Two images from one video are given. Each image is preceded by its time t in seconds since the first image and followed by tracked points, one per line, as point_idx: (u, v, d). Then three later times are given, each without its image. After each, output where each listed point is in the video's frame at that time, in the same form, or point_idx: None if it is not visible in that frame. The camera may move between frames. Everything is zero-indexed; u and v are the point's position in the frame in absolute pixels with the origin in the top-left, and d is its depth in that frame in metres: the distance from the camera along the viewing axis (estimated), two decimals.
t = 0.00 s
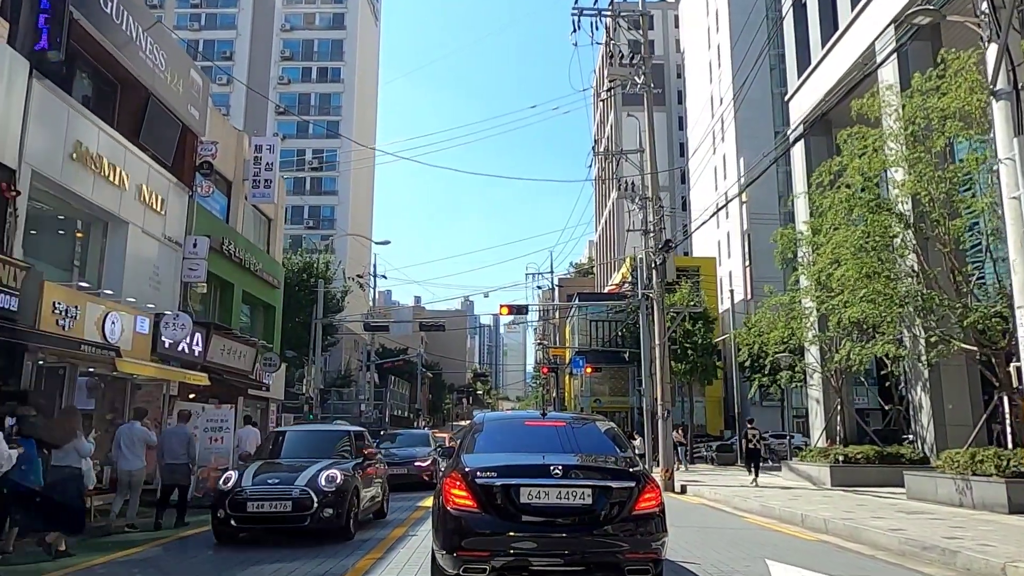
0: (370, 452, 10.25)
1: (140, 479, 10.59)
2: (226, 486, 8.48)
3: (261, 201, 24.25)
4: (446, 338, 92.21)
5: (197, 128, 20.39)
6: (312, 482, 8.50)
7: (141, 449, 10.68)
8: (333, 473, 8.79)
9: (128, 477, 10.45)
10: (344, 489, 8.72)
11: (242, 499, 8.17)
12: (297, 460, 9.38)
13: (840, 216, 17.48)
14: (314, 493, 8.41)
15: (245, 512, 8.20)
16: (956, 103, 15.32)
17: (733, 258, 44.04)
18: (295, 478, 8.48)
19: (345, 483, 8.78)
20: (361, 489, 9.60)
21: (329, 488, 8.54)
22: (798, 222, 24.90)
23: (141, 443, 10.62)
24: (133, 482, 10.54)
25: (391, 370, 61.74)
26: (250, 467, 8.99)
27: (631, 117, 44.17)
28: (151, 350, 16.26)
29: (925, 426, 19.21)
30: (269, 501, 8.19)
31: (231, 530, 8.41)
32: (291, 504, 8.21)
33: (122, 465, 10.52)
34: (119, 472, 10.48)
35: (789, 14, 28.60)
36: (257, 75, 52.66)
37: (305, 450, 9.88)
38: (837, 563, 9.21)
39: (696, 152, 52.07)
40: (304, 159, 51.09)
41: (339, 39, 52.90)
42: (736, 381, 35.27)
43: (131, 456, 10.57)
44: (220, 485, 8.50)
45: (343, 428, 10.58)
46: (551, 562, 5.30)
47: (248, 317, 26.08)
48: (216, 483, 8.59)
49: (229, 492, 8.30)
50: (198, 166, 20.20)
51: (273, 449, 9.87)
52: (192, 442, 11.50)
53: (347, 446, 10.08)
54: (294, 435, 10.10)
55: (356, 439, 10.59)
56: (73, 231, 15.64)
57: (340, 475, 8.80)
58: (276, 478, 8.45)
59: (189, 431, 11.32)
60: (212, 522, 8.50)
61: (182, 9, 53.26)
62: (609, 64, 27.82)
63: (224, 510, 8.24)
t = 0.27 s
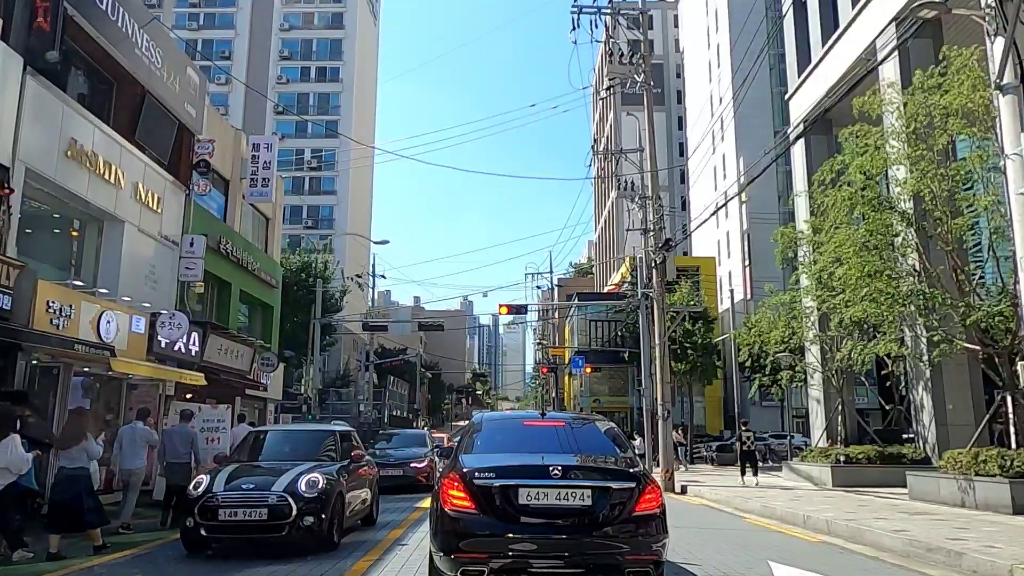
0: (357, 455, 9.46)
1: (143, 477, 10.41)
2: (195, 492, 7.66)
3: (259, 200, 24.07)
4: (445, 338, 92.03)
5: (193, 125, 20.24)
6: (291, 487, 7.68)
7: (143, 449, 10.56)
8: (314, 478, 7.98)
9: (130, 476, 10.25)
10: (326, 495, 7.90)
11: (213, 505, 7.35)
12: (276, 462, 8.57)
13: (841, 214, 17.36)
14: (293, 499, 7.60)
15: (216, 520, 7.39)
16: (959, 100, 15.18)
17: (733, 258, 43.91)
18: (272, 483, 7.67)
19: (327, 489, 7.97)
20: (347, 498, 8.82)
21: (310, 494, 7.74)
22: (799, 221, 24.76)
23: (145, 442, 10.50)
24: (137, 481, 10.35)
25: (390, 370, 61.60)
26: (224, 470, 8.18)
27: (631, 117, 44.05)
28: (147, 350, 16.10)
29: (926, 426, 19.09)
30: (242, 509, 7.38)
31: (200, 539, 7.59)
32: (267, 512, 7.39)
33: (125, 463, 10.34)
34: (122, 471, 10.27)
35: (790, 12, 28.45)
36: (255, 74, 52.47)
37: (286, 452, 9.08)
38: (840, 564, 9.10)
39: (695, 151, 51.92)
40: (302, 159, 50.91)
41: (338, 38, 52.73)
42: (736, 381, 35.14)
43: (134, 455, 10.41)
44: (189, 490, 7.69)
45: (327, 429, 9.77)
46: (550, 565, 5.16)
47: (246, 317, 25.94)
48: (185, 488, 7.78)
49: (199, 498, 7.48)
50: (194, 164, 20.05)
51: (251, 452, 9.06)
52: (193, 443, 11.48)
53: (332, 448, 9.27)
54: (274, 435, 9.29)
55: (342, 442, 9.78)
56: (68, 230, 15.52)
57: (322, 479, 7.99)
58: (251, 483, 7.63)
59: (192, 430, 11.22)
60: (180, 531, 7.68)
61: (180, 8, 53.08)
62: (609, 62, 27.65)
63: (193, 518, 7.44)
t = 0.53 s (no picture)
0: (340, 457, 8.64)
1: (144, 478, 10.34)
2: (153, 498, 6.77)
3: (256, 198, 23.92)
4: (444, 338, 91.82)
5: (190, 123, 20.09)
6: (263, 493, 6.84)
7: (145, 450, 10.39)
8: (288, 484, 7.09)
9: (131, 477, 10.12)
10: (303, 501, 7.06)
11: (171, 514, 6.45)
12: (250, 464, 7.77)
13: (843, 211, 17.25)
14: (264, 507, 6.72)
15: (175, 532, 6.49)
16: (961, 96, 14.99)
17: (733, 257, 43.75)
18: (240, 489, 6.79)
19: (304, 495, 7.13)
20: (327, 505, 7.96)
21: (283, 501, 6.86)
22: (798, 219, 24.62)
23: (147, 445, 10.33)
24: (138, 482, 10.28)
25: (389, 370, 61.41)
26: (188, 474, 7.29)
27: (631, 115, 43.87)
28: (143, 349, 15.97)
29: (928, 425, 18.94)
30: (205, 519, 6.50)
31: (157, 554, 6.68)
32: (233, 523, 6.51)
33: (125, 464, 10.18)
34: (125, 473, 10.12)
35: (790, 10, 28.29)
36: (253, 73, 52.24)
37: (263, 453, 8.29)
38: (844, 565, 8.96)
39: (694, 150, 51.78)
40: (301, 158, 50.67)
41: (336, 37, 52.50)
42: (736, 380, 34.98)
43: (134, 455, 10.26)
44: (146, 496, 6.81)
45: (308, 427, 8.98)
46: (549, 567, 5.02)
47: (244, 317, 25.79)
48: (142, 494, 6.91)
49: (156, 506, 6.60)
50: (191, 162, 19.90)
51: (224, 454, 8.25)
52: (192, 443, 11.64)
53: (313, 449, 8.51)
54: (250, 436, 8.51)
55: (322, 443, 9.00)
56: (64, 228, 15.38)
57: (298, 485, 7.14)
58: (216, 488, 6.74)
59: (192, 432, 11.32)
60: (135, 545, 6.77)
61: (178, 7, 52.88)
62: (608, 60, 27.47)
63: (149, 528, 6.54)
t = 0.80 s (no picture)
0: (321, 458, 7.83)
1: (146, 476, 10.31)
2: (106, 506, 6.06)
3: (254, 197, 23.81)
4: (443, 338, 91.67)
5: (187, 122, 19.99)
6: (230, 500, 6.08)
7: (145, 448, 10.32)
8: (260, 489, 6.35)
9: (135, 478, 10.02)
10: (277, 508, 6.30)
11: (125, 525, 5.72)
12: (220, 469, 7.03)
13: (843, 210, 17.15)
14: (230, 516, 5.97)
15: (129, 545, 5.77)
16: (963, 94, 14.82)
17: (732, 257, 43.64)
18: (204, 495, 6.05)
19: (278, 501, 6.36)
20: (308, 512, 7.21)
21: (254, 508, 6.12)
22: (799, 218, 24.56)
23: (150, 443, 10.28)
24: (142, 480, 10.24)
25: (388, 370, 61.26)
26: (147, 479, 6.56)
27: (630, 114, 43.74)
28: (139, 349, 15.87)
29: (929, 425, 18.85)
30: (164, 530, 5.76)
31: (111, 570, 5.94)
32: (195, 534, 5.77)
33: (128, 464, 10.00)
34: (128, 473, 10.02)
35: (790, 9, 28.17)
36: (253, 73, 52.11)
37: (235, 456, 7.52)
38: (847, 566, 8.86)
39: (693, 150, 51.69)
40: (300, 158, 50.54)
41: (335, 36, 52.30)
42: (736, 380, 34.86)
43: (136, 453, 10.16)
44: (98, 506, 6.10)
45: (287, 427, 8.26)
46: (549, 568, 4.91)
47: (242, 316, 25.68)
48: (96, 502, 6.18)
49: (109, 515, 5.88)
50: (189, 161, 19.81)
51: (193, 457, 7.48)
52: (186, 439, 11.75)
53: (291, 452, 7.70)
54: (223, 437, 7.73)
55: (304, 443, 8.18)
56: (60, 227, 15.28)
57: (271, 490, 6.38)
58: (177, 495, 6.00)
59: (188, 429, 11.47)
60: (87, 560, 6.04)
61: (177, 7, 52.74)
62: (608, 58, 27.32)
63: (101, 541, 5.83)
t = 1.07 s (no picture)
0: (303, 460, 6.85)
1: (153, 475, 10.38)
2: (48, 515, 5.10)
3: (253, 196, 23.74)
4: (442, 337, 91.55)
5: (186, 120, 19.89)
6: (190, 507, 5.11)
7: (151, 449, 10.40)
8: (227, 495, 5.39)
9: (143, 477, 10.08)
10: (248, 517, 5.34)
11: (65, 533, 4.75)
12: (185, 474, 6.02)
13: (844, 208, 17.03)
14: (190, 525, 5.00)
15: (71, 561, 4.80)
16: (963, 93, 14.61)
17: (732, 256, 43.56)
18: (162, 503, 5.09)
19: (248, 508, 5.40)
20: (285, 523, 6.25)
21: (219, 516, 5.16)
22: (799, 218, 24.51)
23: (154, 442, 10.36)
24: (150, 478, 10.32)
25: (387, 370, 61.10)
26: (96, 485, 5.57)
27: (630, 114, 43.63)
28: (137, 348, 15.77)
29: (930, 425, 18.76)
30: (112, 542, 4.81)
31: None
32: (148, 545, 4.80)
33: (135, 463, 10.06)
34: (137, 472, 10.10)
35: (790, 8, 28.06)
36: (252, 72, 51.98)
37: (203, 459, 6.53)
38: (849, 567, 8.78)
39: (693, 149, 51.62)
40: (300, 158, 50.42)
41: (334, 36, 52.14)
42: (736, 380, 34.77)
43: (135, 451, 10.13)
44: (39, 515, 5.13)
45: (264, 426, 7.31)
46: (548, 569, 4.82)
47: (240, 316, 25.60)
48: (35, 511, 5.21)
49: (48, 526, 4.93)
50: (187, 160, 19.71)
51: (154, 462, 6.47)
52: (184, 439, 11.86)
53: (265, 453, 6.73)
54: (188, 439, 6.74)
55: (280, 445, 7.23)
56: (57, 226, 15.19)
57: (240, 495, 5.41)
58: (131, 502, 5.06)
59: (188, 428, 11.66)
60: None
61: (176, 6, 52.60)
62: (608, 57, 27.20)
63: (37, 556, 4.85)
